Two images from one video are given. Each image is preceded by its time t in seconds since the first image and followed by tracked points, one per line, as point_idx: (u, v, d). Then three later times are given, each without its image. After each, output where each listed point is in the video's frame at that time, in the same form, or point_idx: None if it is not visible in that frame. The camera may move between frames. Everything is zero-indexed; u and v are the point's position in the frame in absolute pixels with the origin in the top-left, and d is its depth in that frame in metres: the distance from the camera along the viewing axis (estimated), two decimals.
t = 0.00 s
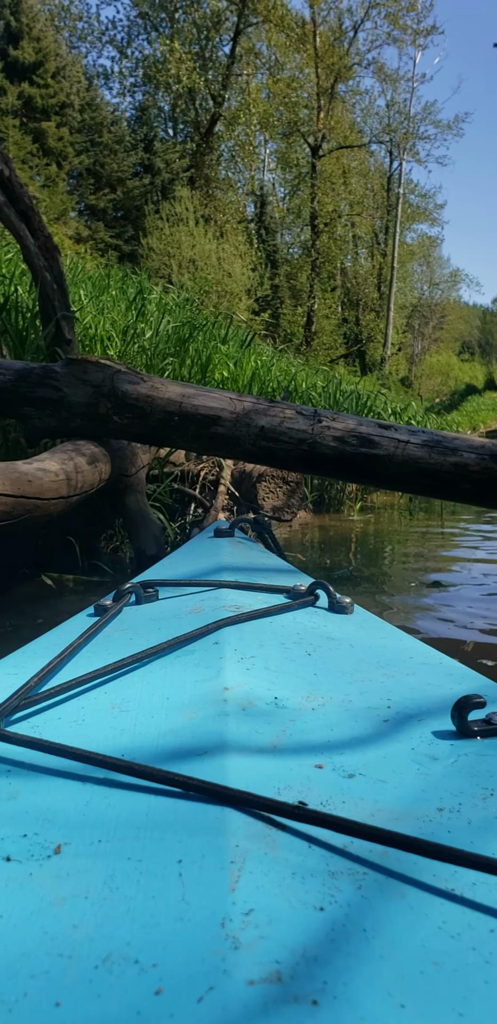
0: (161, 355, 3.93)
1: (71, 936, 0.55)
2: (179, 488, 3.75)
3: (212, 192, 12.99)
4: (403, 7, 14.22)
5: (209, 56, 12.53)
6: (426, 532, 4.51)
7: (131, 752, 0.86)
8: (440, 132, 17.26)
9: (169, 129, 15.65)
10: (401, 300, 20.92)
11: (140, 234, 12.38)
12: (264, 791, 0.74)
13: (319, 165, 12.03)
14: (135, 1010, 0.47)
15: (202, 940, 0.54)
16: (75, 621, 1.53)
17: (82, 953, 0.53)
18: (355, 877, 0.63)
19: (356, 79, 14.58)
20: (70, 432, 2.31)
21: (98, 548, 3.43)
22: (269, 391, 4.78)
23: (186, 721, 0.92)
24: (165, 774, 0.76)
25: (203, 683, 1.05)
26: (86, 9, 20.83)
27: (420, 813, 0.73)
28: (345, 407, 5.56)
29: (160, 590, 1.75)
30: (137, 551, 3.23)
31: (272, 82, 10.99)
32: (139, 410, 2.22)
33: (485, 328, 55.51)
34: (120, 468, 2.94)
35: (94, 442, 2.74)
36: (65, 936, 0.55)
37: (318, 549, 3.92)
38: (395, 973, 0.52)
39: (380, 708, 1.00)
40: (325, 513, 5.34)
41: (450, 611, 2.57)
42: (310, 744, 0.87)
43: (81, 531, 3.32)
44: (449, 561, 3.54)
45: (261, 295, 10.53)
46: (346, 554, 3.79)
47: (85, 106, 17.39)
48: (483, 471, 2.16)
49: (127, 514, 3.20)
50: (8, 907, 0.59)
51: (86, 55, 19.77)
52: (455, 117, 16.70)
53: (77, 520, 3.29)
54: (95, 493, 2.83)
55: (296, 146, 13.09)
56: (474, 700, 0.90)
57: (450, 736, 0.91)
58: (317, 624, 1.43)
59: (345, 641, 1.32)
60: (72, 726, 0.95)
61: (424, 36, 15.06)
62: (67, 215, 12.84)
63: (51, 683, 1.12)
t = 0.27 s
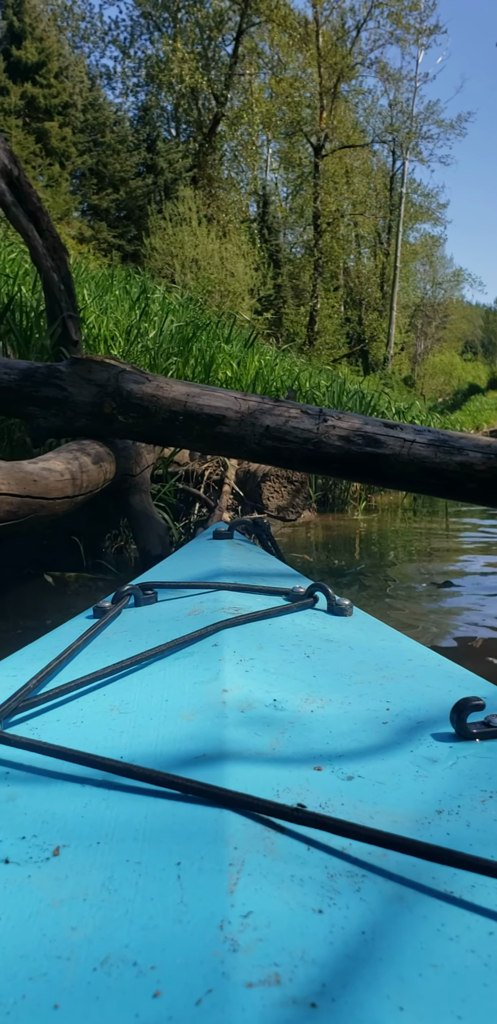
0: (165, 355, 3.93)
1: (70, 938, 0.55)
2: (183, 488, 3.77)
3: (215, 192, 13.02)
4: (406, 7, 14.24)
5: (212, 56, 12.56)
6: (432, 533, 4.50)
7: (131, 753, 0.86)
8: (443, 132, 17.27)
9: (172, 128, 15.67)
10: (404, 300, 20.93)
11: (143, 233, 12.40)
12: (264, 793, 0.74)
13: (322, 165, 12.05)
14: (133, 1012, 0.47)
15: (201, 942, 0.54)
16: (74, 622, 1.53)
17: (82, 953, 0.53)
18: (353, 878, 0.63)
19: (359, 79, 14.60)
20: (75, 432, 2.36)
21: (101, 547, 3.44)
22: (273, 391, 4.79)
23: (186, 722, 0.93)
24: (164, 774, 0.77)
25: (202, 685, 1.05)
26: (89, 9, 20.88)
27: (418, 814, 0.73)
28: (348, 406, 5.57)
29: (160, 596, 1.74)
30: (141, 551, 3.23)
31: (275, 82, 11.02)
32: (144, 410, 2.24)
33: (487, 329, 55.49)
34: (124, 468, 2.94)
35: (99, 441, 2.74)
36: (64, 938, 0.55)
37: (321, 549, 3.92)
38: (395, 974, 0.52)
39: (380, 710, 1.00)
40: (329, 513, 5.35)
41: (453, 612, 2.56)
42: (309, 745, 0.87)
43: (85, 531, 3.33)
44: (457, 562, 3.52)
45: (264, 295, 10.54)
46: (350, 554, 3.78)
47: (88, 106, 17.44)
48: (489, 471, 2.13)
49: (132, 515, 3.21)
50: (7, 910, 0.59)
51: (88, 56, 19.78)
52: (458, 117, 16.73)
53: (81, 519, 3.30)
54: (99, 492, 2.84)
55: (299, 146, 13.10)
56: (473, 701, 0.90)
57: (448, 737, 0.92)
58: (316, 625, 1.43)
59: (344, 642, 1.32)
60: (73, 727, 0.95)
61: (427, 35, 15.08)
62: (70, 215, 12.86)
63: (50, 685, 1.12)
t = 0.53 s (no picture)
0: (169, 354, 3.94)
1: (70, 940, 0.55)
2: (187, 488, 3.78)
3: (218, 192, 13.07)
4: (409, 7, 14.31)
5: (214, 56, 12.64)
6: (436, 532, 4.53)
7: (130, 754, 0.86)
8: (445, 132, 17.32)
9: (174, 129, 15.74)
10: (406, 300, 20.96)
11: (146, 233, 12.43)
12: (263, 793, 0.74)
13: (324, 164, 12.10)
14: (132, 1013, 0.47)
15: (200, 942, 0.54)
16: (74, 622, 1.53)
17: (82, 955, 0.53)
18: (353, 878, 0.63)
19: (362, 79, 14.66)
20: (79, 433, 2.34)
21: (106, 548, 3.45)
22: (276, 391, 4.80)
23: (186, 723, 0.93)
24: (162, 775, 0.77)
25: (202, 685, 1.05)
26: (91, 10, 20.96)
27: (417, 814, 0.73)
28: (352, 407, 5.58)
29: (159, 596, 1.74)
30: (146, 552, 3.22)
31: (278, 82, 11.10)
32: (148, 410, 2.24)
33: (488, 329, 55.54)
34: (128, 468, 2.95)
35: (104, 441, 2.74)
36: (64, 938, 0.55)
37: (324, 549, 3.96)
38: (395, 973, 0.52)
39: (379, 710, 1.00)
40: (333, 513, 5.35)
41: (452, 612, 2.61)
42: (308, 745, 0.87)
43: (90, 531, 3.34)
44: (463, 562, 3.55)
45: (267, 294, 10.58)
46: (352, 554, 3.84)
47: (91, 106, 17.51)
48: (493, 471, 2.17)
49: (137, 515, 3.21)
50: (5, 910, 0.59)
51: (91, 56, 19.80)
52: (459, 117, 16.77)
53: (87, 520, 3.31)
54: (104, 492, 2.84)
55: (301, 146, 13.15)
56: (473, 701, 0.90)
57: (448, 736, 0.91)
58: (316, 625, 1.43)
59: (345, 642, 1.33)
60: (72, 728, 0.95)
61: (429, 35, 15.13)
62: (73, 215, 12.89)
63: (49, 686, 1.12)
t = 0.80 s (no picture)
0: (172, 354, 3.95)
1: (68, 940, 0.55)
2: (191, 488, 3.78)
3: (220, 192, 13.09)
4: (411, 7, 14.34)
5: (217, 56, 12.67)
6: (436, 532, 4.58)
7: (128, 754, 0.86)
8: (448, 132, 17.31)
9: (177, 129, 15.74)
10: (408, 300, 20.98)
11: (149, 233, 12.45)
12: (261, 793, 0.74)
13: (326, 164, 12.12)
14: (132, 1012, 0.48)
15: (199, 941, 0.54)
16: (73, 622, 1.53)
17: (81, 954, 0.53)
18: (351, 878, 0.63)
19: (364, 79, 14.69)
20: (84, 433, 2.42)
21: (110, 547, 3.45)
22: (279, 391, 4.80)
23: (184, 723, 0.93)
24: (160, 774, 0.77)
25: (201, 685, 1.05)
26: (94, 10, 21.00)
27: (416, 814, 0.73)
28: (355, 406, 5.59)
29: (158, 596, 1.74)
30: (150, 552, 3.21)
31: (280, 82, 11.20)
32: (153, 410, 2.26)
33: (490, 329, 55.54)
34: (132, 468, 2.96)
35: (108, 442, 2.75)
36: (62, 938, 0.55)
37: (328, 549, 4.05)
38: (392, 972, 0.52)
39: (378, 710, 1.00)
40: (337, 513, 5.37)
41: (455, 613, 2.63)
42: (305, 745, 0.87)
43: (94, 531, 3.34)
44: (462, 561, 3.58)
45: (269, 295, 10.58)
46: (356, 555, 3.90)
47: (94, 106, 17.52)
48: None
49: (141, 515, 3.21)
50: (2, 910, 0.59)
51: (94, 57, 19.81)
52: (462, 117, 16.78)
53: (90, 520, 3.31)
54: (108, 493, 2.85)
55: (304, 146, 13.14)
56: (472, 701, 0.90)
57: (447, 737, 0.91)
58: (315, 625, 1.43)
59: (343, 642, 1.32)
60: (71, 728, 0.95)
61: (432, 35, 15.15)
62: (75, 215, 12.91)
63: (48, 686, 1.12)
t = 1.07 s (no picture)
0: (175, 354, 3.96)
1: (67, 939, 0.55)
2: (194, 488, 3.80)
3: (223, 193, 13.11)
4: (414, 7, 14.36)
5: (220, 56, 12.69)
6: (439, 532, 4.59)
7: (127, 753, 0.86)
8: (451, 132, 17.31)
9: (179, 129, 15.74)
10: (411, 300, 20.98)
11: (152, 234, 12.46)
12: (259, 794, 0.74)
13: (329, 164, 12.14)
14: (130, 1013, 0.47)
15: (199, 942, 0.54)
16: (72, 622, 1.53)
17: (80, 954, 0.53)
18: (351, 877, 0.63)
19: (367, 79, 14.70)
20: (88, 432, 2.39)
21: (114, 549, 3.45)
22: (282, 391, 4.81)
23: (183, 722, 0.93)
24: (160, 773, 0.77)
25: (200, 684, 1.05)
26: (96, 11, 21.00)
27: (416, 814, 0.73)
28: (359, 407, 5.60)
29: (156, 596, 1.74)
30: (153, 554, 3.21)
31: (283, 83, 11.20)
32: (156, 410, 2.26)
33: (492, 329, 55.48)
34: (137, 468, 2.96)
35: (112, 442, 2.75)
36: (62, 938, 0.55)
37: (331, 549, 4.07)
38: (392, 974, 0.52)
39: (377, 710, 1.00)
40: (341, 513, 5.36)
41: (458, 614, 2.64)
42: (304, 745, 0.87)
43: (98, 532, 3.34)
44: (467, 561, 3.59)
45: (272, 295, 10.58)
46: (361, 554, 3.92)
47: (96, 106, 17.53)
48: None
49: (145, 516, 3.21)
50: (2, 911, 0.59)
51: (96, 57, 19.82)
52: (465, 117, 16.78)
53: (95, 521, 3.31)
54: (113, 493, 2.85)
55: (307, 146, 13.14)
56: (471, 700, 0.90)
57: (446, 736, 0.91)
58: (314, 624, 1.44)
59: (343, 642, 1.32)
60: (68, 727, 0.95)
61: (435, 35, 15.16)
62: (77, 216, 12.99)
63: (47, 686, 1.12)
